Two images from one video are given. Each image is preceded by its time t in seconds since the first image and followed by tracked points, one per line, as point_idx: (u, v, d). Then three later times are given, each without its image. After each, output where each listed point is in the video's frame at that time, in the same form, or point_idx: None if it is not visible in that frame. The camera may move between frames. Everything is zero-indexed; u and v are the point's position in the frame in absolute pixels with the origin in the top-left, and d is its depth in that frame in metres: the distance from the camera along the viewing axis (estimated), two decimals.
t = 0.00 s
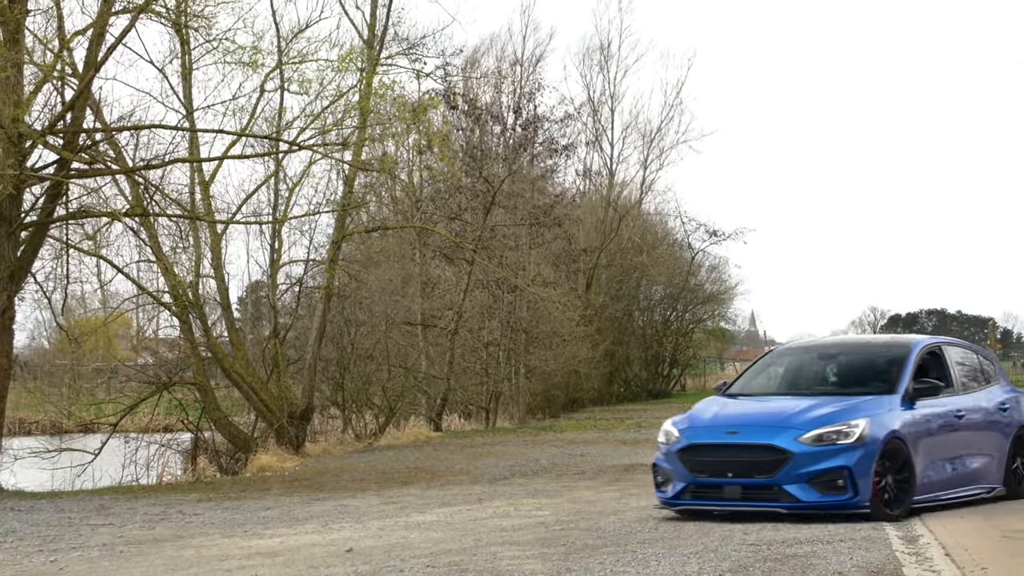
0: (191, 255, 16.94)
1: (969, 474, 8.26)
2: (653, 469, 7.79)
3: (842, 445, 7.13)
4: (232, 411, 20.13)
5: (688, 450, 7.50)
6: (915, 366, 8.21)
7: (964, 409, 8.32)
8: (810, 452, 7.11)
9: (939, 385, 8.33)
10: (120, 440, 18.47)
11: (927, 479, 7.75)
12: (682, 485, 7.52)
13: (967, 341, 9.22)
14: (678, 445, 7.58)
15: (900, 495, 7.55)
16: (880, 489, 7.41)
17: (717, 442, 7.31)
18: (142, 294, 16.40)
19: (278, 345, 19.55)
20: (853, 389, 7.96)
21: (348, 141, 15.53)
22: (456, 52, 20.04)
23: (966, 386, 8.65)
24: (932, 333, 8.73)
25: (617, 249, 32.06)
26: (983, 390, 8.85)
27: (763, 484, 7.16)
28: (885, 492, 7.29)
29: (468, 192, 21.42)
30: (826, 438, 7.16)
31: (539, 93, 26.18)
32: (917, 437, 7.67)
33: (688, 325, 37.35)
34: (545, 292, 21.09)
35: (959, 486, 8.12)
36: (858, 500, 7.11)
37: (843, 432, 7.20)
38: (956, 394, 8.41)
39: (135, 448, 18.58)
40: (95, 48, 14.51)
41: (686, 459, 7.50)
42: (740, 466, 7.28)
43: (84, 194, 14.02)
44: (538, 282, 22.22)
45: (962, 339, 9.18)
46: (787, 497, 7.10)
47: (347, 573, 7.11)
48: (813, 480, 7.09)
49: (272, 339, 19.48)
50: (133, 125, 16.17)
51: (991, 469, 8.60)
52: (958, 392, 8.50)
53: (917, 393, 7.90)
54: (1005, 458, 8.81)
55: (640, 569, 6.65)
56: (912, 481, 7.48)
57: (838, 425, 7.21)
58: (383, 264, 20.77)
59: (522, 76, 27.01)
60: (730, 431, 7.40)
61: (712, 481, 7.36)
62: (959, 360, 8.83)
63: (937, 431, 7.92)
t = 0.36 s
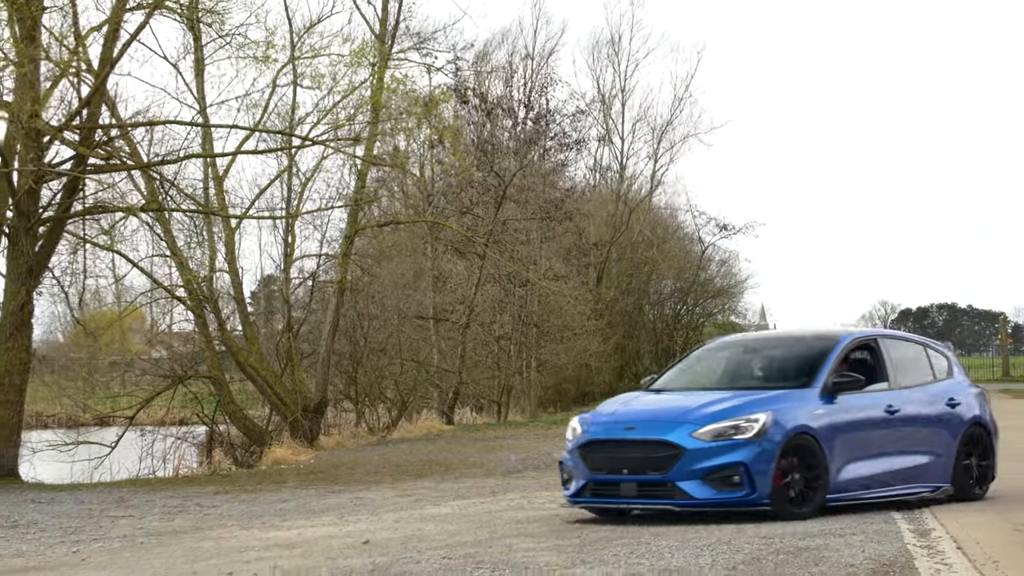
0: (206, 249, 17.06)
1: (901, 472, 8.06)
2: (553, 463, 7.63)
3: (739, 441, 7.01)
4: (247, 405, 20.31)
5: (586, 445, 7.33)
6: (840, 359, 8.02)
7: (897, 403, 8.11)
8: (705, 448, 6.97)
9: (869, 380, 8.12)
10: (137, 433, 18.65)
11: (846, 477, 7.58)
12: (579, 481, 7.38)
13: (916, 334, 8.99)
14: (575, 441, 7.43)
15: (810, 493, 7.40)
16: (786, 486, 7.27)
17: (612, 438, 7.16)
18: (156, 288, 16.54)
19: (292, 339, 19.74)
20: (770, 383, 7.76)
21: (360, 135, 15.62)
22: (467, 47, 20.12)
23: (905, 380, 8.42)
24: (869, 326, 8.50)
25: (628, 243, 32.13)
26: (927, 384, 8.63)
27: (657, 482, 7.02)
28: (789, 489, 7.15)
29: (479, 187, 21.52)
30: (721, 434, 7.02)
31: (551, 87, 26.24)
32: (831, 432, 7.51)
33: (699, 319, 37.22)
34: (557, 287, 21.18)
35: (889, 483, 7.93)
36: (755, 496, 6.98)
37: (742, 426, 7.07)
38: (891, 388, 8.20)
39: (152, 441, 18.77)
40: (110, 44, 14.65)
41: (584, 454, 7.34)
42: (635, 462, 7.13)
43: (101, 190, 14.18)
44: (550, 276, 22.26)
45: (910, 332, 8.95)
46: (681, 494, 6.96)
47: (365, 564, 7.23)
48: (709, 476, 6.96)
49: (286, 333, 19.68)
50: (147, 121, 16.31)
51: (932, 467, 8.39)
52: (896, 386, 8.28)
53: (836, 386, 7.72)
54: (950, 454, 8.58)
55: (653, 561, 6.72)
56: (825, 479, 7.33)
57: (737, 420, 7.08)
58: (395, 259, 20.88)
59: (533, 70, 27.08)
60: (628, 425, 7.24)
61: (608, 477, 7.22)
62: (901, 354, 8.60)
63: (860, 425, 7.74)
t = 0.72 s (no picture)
0: (244, 245, 17.50)
1: (835, 471, 8.07)
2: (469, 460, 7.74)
3: (639, 439, 7.08)
4: (285, 398, 20.80)
5: (496, 441, 7.46)
6: (769, 356, 8.04)
7: (831, 401, 8.10)
8: (604, 445, 7.06)
9: (800, 377, 8.13)
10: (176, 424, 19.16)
11: (764, 475, 7.61)
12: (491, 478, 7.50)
13: (869, 331, 8.94)
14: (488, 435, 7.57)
15: (720, 492, 7.47)
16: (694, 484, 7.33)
17: (517, 434, 7.29)
18: (193, 282, 17.02)
19: (328, 332, 20.32)
20: (693, 380, 7.81)
21: (395, 132, 16.02)
22: (500, 44, 20.46)
23: (846, 377, 8.40)
24: (810, 322, 8.49)
25: (658, 238, 32.34)
26: (873, 381, 8.58)
27: (558, 479, 7.12)
28: (694, 487, 7.23)
29: (512, 183, 21.87)
30: (621, 431, 7.10)
31: (583, 84, 26.54)
32: (747, 430, 7.56)
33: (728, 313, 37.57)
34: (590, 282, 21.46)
35: (818, 482, 7.93)
36: (654, 494, 7.06)
37: (643, 424, 7.14)
38: (825, 385, 8.20)
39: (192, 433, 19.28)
40: (150, 43, 15.12)
41: (494, 451, 7.47)
42: (538, 459, 7.24)
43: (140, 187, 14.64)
44: (583, 270, 22.51)
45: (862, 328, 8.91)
46: (579, 492, 7.07)
47: (403, 551, 7.57)
48: (607, 475, 7.06)
49: (323, 327, 20.29)
50: (186, 119, 16.79)
51: (875, 466, 8.34)
52: (832, 383, 8.26)
53: (759, 384, 7.75)
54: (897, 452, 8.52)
55: (686, 549, 6.98)
56: (737, 477, 7.39)
57: (638, 418, 7.16)
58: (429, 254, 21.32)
59: (565, 67, 27.39)
60: (534, 423, 7.35)
61: (515, 475, 7.34)
62: (846, 351, 8.57)
63: (783, 423, 7.76)
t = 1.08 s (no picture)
0: (312, 240, 18.12)
1: (776, 465, 8.12)
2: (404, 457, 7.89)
3: (555, 435, 7.14)
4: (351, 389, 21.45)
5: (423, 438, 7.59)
6: (711, 348, 8.11)
7: (777, 393, 8.21)
8: (518, 441, 7.12)
9: (746, 370, 8.23)
10: (245, 415, 19.81)
11: (700, 468, 7.73)
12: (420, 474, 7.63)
13: (830, 321, 9.04)
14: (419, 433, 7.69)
15: (648, 487, 7.51)
16: (618, 479, 7.41)
17: (440, 430, 7.40)
18: (261, 277, 17.66)
19: (394, 325, 20.95)
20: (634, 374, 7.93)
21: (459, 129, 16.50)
22: (562, 42, 20.86)
23: (797, 370, 8.50)
24: (764, 313, 8.58)
25: (719, 233, 32.50)
26: (829, 373, 8.69)
27: (476, 475, 7.22)
28: (615, 482, 7.29)
29: (574, 179, 22.30)
30: (537, 427, 7.18)
31: (645, 80, 26.85)
32: (678, 423, 7.64)
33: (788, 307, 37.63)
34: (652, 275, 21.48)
35: (761, 475, 8.04)
36: (571, 489, 7.12)
37: (560, 419, 7.21)
38: (768, 378, 8.26)
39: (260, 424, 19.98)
40: (220, 44, 15.80)
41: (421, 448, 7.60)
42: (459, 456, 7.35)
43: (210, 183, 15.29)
44: (644, 263, 22.53)
45: (822, 319, 9.00)
46: (495, 488, 7.15)
47: (471, 535, 7.97)
48: (522, 470, 7.12)
49: (388, 319, 20.90)
50: (256, 117, 17.47)
51: (827, 458, 8.47)
52: (781, 376, 8.37)
53: (692, 377, 7.82)
54: (855, 444, 8.64)
55: (743, 535, 7.32)
56: (664, 473, 7.46)
57: (556, 413, 7.22)
58: (492, 248, 21.95)
59: (626, 65, 27.72)
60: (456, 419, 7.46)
61: (439, 471, 7.46)
62: (802, 342, 8.67)
63: (722, 417, 7.86)
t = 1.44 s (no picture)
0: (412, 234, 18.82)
1: (739, 460, 8.87)
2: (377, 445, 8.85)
3: (499, 430, 8.03)
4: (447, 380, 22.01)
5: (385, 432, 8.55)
6: (673, 345, 8.86)
7: (746, 387, 8.92)
8: (465, 436, 8.02)
9: (712, 364, 8.96)
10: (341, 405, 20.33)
11: (658, 461, 8.54)
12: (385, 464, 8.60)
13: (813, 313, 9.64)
14: (383, 425, 8.64)
15: (598, 478, 8.38)
16: (570, 472, 8.29)
17: (399, 425, 8.36)
18: (360, 269, 18.49)
19: (491, 316, 21.61)
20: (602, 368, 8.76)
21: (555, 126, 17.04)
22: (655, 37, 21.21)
23: (772, 364, 9.19)
24: (737, 307, 9.27)
25: (812, 225, 32.41)
26: (805, 367, 9.33)
27: (427, 468, 8.14)
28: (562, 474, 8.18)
29: (668, 173, 22.66)
30: (480, 423, 8.07)
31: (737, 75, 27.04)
32: (632, 418, 8.45)
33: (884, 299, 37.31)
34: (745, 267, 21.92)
35: (726, 470, 8.80)
36: (513, 482, 8.01)
37: (505, 414, 8.09)
38: (733, 373, 8.98)
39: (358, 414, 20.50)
40: (320, 43, 16.61)
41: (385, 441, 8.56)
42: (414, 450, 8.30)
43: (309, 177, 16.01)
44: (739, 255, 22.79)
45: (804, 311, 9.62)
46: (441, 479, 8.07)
47: (570, 519, 8.07)
48: (466, 464, 8.03)
49: (485, 310, 21.56)
50: (356, 113, 18.25)
51: (801, 451, 9.15)
52: (749, 370, 9.07)
53: (651, 371, 8.61)
54: (832, 437, 9.29)
55: (838, 525, 7.72)
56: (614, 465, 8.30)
57: (500, 409, 8.10)
58: (588, 241, 22.20)
59: (718, 60, 27.91)
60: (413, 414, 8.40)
61: (399, 463, 8.41)
62: (777, 336, 9.33)
63: (681, 412, 8.62)
